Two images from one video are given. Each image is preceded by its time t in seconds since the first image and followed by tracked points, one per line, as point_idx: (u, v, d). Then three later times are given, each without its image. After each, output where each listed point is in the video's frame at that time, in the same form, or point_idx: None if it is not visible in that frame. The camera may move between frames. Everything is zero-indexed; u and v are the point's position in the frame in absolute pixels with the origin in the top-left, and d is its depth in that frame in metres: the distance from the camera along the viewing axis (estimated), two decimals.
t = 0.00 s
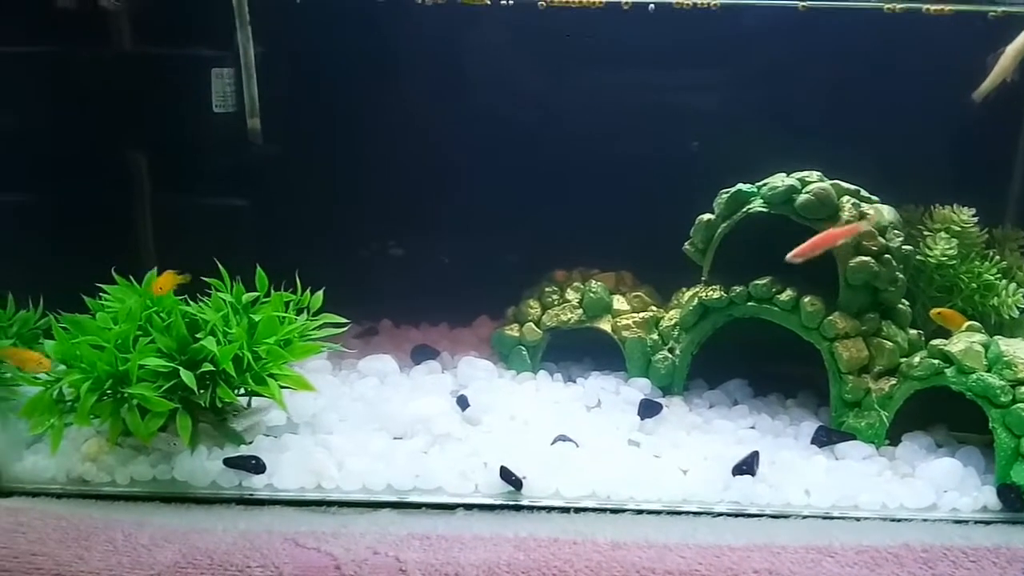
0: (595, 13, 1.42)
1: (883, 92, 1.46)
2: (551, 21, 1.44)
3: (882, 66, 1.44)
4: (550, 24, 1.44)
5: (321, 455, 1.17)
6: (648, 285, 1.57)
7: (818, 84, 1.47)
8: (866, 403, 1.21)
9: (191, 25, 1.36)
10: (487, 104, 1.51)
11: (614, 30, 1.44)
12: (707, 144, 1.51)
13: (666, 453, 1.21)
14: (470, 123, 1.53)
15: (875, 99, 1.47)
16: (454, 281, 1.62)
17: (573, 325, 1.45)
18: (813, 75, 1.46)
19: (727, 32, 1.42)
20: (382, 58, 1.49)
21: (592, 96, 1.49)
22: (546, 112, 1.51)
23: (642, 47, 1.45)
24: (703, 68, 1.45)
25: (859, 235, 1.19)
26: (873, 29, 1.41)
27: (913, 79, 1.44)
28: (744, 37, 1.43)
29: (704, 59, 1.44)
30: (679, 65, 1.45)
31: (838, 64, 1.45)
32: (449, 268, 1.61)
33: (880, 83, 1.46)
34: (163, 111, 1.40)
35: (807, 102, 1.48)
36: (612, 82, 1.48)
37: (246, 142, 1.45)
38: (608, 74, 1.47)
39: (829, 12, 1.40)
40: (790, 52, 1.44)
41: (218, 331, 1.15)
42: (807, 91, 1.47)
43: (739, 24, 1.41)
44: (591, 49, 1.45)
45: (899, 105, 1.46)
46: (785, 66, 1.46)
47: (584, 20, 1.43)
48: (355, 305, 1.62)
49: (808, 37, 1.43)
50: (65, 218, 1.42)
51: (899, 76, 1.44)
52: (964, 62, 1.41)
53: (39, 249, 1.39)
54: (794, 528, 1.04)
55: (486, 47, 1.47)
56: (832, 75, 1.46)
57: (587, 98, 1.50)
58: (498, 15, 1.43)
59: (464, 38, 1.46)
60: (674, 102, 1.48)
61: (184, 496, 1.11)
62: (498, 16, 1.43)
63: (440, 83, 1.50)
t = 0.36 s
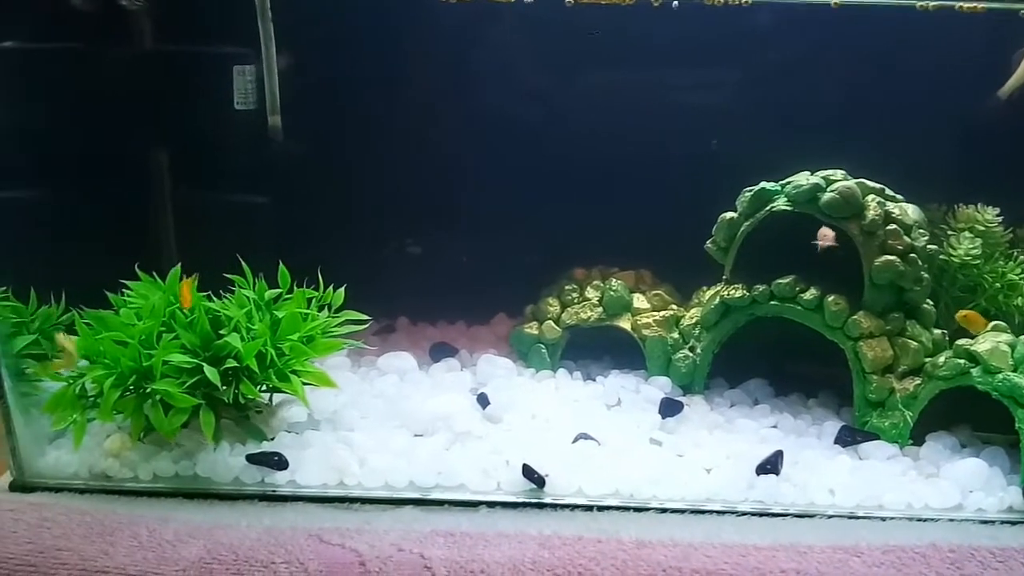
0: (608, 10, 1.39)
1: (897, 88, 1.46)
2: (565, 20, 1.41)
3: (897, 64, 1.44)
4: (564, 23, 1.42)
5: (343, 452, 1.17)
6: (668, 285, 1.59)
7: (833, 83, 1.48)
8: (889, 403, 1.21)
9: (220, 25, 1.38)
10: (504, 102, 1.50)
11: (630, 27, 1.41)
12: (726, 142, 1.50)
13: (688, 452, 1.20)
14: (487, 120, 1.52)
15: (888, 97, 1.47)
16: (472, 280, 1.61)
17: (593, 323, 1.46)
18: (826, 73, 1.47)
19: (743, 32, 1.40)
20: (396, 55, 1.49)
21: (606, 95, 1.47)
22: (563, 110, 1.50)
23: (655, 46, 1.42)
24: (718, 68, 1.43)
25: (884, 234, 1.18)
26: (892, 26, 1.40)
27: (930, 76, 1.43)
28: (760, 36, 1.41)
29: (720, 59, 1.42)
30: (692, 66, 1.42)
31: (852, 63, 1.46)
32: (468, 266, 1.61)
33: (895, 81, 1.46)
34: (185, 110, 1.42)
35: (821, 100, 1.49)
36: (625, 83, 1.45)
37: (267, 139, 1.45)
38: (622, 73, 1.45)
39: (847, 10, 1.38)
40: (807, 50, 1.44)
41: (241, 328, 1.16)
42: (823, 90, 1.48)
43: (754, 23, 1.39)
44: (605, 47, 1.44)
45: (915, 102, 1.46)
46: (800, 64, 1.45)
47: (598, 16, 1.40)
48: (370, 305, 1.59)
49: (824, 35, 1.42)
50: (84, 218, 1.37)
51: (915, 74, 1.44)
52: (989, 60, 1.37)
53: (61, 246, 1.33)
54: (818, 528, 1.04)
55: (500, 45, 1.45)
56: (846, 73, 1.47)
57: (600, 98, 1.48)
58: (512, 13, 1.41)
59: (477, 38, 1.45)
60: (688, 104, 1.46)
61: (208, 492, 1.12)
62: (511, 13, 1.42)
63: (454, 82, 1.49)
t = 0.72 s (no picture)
0: (615, 7, 1.38)
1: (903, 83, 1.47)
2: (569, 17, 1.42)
3: (903, 60, 1.44)
4: (567, 21, 1.42)
5: (356, 448, 1.17)
6: (679, 282, 1.59)
7: (842, 79, 1.47)
8: (903, 400, 1.21)
9: (232, 22, 1.36)
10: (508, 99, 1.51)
11: (639, 24, 1.40)
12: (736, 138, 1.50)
13: (701, 449, 1.19)
14: (495, 116, 1.53)
15: (895, 92, 1.47)
16: (482, 276, 1.61)
17: (604, 320, 1.46)
18: (835, 69, 1.46)
19: (750, 30, 1.39)
20: (402, 52, 1.48)
21: (613, 93, 1.46)
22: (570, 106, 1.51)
23: (659, 44, 1.41)
24: (725, 66, 1.43)
25: (897, 231, 1.19)
26: (902, 23, 1.39)
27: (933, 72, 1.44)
28: (767, 35, 1.40)
29: (726, 57, 1.42)
30: (698, 65, 1.42)
31: (859, 59, 1.45)
32: (477, 263, 1.61)
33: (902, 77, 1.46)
34: (198, 107, 1.42)
35: (830, 96, 1.49)
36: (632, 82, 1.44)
37: (278, 136, 1.44)
38: (631, 71, 1.44)
39: (859, 6, 1.37)
40: (815, 46, 1.43)
41: (255, 324, 1.17)
42: (831, 87, 1.48)
43: (762, 21, 1.37)
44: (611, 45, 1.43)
45: (922, 98, 1.47)
46: (808, 61, 1.44)
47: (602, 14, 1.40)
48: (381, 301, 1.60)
49: (833, 31, 1.41)
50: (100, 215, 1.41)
51: (922, 70, 1.44)
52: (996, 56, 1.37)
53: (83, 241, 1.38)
54: (832, 526, 1.04)
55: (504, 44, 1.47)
56: (854, 70, 1.46)
57: (608, 96, 1.47)
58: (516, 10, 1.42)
59: (482, 35, 1.45)
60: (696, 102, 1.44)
61: (220, 488, 1.12)
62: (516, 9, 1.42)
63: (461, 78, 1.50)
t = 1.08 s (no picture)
0: (628, 9, 1.39)
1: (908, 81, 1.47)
2: (572, 17, 1.42)
3: (911, 60, 1.44)
4: (569, 21, 1.42)
5: (372, 450, 1.18)
6: (692, 284, 1.59)
7: (849, 79, 1.47)
8: (917, 402, 1.21)
9: (248, 24, 1.36)
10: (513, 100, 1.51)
11: (652, 27, 1.41)
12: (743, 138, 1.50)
13: (715, 451, 1.20)
14: (503, 116, 1.53)
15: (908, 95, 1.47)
16: (494, 278, 1.62)
17: (616, 322, 1.46)
18: (840, 69, 1.46)
19: (754, 31, 1.38)
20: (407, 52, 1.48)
21: (627, 95, 1.45)
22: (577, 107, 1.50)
23: (667, 45, 1.42)
24: (729, 67, 1.43)
25: (912, 233, 1.19)
26: (915, 25, 1.39)
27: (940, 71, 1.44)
28: (772, 36, 1.39)
29: (730, 58, 1.42)
30: (702, 65, 1.43)
31: (865, 59, 1.45)
32: (489, 265, 1.61)
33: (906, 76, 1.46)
34: (212, 110, 1.41)
35: (836, 95, 1.48)
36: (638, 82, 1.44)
37: (292, 138, 1.46)
38: (635, 70, 1.43)
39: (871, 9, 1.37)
40: (827, 49, 1.43)
41: (273, 326, 1.19)
42: (838, 87, 1.48)
43: (767, 22, 1.37)
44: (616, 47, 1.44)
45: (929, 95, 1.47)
46: (814, 61, 1.44)
47: (604, 14, 1.41)
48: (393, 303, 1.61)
49: (846, 33, 1.41)
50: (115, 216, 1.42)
51: (930, 70, 1.44)
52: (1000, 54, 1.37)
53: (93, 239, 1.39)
54: (848, 528, 1.05)
55: (506, 44, 1.46)
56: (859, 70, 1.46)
57: (612, 98, 1.46)
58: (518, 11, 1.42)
59: (486, 35, 1.46)
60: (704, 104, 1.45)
61: (237, 489, 1.13)
62: (518, 10, 1.42)
63: (466, 80, 1.50)
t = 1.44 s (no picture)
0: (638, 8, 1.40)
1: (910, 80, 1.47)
2: (575, 15, 1.43)
3: (919, 58, 1.45)
4: (573, 19, 1.44)
5: (383, 444, 1.19)
6: (700, 281, 1.60)
7: (857, 75, 1.48)
8: (924, 399, 1.22)
9: (257, 21, 1.36)
10: (514, 99, 1.53)
11: (661, 26, 1.41)
12: (747, 137, 1.52)
13: (722, 447, 1.20)
14: (510, 113, 1.54)
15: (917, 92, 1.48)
16: (502, 275, 1.63)
17: (624, 319, 1.47)
18: (841, 68, 1.47)
19: (752, 30, 1.39)
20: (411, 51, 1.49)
21: (637, 94, 1.47)
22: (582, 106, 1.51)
23: (670, 44, 1.43)
24: (729, 67, 1.44)
25: (919, 230, 1.20)
26: (923, 23, 1.40)
27: (941, 68, 1.45)
28: (771, 35, 1.40)
29: (731, 58, 1.43)
30: (711, 63, 1.44)
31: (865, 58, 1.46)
32: (496, 262, 1.62)
33: (908, 74, 1.47)
34: (224, 108, 1.42)
35: (837, 94, 1.49)
36: (643, 81, 1.46)
37: (304, 136, 1.47)
38: (634, 69, 1.45)
39: (878, 11, 1.39)
40: (835, 46, 1.44)
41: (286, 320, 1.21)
42: (846, 84, 1.48)
43: (776, 19, 1.38)
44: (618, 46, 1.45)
45: (932, 93, 1.47)
46: (815, 59, 1.45)
47: (603, 13, 1.42)
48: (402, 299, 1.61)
49: (854, 31, 1.42)
50: (127, 212, 1.43)
51: (939, 68, 1.44)
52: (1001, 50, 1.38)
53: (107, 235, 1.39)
54: (856, 522, 1.05)
55: (509, 43, 1.48)
56: (860, 69, 1.47)
57: (619, 95, 1.48)
58: (519, 9, 1.43)
59: (486, 34, 1.47)
60: (706, 103, 1.46)
61: (248, 483, 1.14)
62: (519, 7, 1.43)
63: (471, 78, 1.51)
